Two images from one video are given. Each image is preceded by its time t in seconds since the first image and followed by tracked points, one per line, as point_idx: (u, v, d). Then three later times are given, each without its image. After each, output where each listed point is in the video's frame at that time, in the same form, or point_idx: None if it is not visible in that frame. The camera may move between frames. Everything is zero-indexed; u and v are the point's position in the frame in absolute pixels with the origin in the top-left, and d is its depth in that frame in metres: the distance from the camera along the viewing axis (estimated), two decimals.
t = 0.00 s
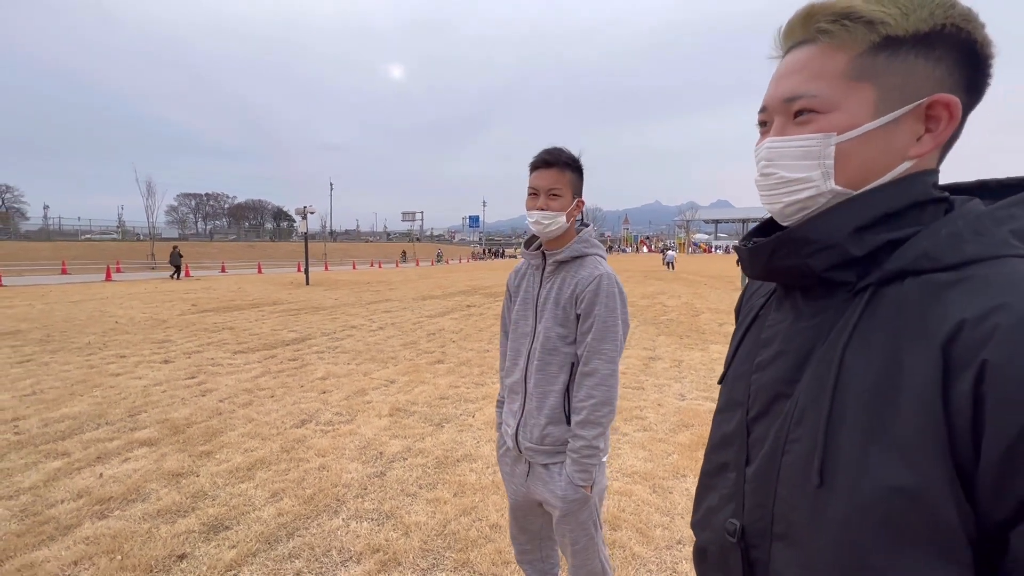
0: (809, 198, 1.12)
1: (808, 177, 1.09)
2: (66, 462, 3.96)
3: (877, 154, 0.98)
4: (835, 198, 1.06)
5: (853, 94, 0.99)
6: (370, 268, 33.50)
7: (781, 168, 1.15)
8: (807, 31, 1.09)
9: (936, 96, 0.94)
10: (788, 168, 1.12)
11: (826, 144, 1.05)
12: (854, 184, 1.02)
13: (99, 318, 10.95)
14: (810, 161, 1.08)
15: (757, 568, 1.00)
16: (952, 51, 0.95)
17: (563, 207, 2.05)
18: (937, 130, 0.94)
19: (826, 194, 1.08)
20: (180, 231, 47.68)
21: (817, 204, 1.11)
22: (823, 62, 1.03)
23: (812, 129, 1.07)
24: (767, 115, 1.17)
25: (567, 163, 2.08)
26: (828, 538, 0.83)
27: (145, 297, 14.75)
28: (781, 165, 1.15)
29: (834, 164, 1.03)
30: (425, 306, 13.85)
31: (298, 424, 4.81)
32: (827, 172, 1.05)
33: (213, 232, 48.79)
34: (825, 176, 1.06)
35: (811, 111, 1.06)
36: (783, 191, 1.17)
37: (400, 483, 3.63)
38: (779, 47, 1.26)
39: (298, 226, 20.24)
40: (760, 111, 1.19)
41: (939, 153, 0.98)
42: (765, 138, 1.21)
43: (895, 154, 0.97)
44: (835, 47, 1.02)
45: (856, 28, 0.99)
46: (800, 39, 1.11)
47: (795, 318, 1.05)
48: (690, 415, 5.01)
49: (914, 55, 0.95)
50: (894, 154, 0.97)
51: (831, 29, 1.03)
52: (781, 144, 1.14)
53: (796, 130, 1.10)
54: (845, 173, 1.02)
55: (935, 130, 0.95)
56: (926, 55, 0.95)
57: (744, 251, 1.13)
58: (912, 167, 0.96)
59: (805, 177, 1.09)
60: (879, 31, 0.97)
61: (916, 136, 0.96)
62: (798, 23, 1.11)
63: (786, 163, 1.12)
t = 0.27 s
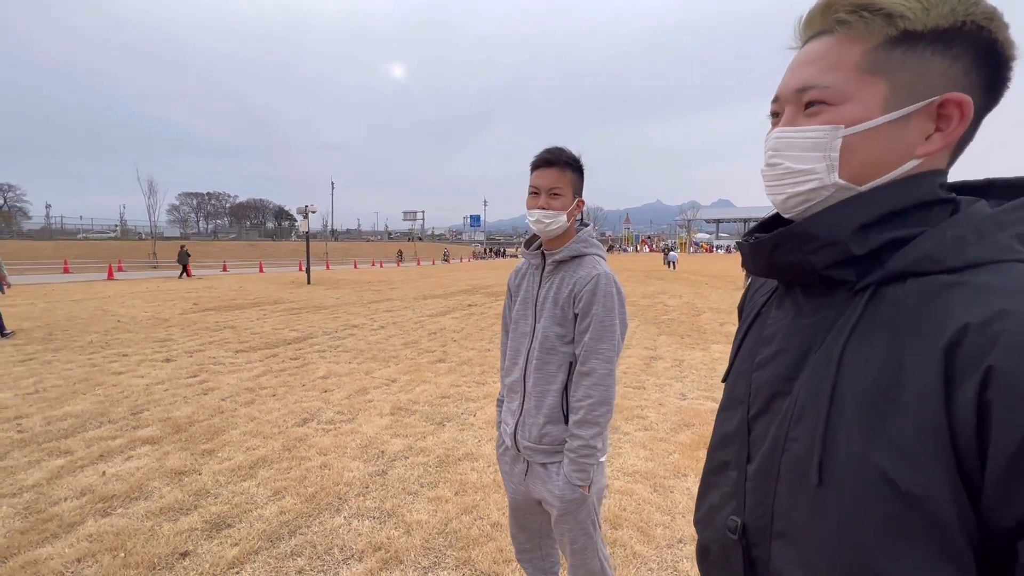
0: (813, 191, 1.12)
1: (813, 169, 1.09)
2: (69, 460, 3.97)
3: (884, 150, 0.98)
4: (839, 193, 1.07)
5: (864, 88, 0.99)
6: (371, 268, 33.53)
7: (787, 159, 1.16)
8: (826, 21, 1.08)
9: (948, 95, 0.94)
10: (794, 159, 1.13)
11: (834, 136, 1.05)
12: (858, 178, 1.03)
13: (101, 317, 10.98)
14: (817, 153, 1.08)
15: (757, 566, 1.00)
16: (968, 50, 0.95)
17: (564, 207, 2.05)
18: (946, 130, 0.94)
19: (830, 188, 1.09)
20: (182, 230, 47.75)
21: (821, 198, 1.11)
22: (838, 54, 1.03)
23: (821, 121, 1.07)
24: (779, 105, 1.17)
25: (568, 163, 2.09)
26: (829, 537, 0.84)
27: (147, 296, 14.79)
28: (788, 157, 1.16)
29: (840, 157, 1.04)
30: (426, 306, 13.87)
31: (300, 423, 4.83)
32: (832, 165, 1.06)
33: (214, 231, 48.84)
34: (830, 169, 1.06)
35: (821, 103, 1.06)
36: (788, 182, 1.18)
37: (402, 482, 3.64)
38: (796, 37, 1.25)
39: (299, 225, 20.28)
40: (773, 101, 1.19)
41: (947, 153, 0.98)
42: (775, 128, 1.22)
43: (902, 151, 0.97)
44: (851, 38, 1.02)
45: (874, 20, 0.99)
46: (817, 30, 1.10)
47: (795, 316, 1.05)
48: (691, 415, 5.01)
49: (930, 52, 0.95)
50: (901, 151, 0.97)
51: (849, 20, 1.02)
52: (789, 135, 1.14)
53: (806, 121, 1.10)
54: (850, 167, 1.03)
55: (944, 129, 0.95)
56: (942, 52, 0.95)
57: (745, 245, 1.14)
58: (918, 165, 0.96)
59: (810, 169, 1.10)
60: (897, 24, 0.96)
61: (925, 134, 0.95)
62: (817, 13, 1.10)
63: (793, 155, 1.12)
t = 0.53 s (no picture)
0: (815, 185, 1.12)
1: (818, 164, 1.09)
2: (70, 460, 3.98)
3: (891, 145, 0.98)
4: (843, 188, 1.07)
5: (874, 81, 0.99)
6: (371, 267, 33.53)
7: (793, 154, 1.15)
8: (839, 12, 1.07)
9: (961, 91, 0.93)
10: (799, 153, 1.13)
11: (839, 131, 1.05)
12: (864, 173, 1.02)
13: (101, 316, 10.98)
14: (823, 147, 1.08)
15: (755, 565, 1.00)
16: (983, 45, 0.94)
17: (559, 205, 2.05)
18: (956, 127, 0.94)
19: (834, 183, 1.09)
20: (182, 230, 47.75)
21: (825, 194, 1.11)
22: (850, 45, 1.02)
23: (828, 114, 1.07)
24: (787, 97, 1.17)
25: (566, 160, 2.08)
26: (828, 538, 0.83)
27: (147, 296, 14.78)
28: (793, 150, 1.16)
29: (845, 152, 1.04)
30: (426, 305, 13.87)
31: (300, 422, 4.83)
32: (837, 160, 1.05)
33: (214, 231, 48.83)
34: (834, 164, 1.06)
35: (829, 96, 1.05)
36: (792, 177, 1.17)
37: (402, 481, 3.64)
38: (808, 30, 1.25)
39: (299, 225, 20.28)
40: (782, 92, 1.19)
41: (956, 152, 0.97)
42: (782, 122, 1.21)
43: (910, 147, 0.97)
44: (863, 29, 1.01)
45: (887, 12, 0.99)
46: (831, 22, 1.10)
47: (793, 313, 1.04)
48: (691, 414, 5.02)
49: (945, 45, 0.95)
50: (908, 147, 0.97)
51: (863, 12, 1.02)
52: (795, 128, 1.14)
53: (813, 114, 1.10)
54: (856, 161, 1.02)
55: (955, 126, 0.94)
56: (957, 46, 0.94)
57: (744, 239, 1.12)
58: (927, 162, 0.96)
59: (814, 164, 1.10)
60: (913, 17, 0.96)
61: (934, 130, 0.95)
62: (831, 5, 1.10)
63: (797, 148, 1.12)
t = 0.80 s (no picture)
0: (812, 182, 1.11)
1: (813, 160, 1.08)
2: (69, 461, 3.97)
3: (886, 140, 0.97)
4: (838, 184, 1.06)
5: (868, 76, 0.98)
6: (370, 266, 33.50)
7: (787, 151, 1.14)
8: (831, 9, 1.07)
9: (956, 86, 0.91)
10: (794, 150, 1.12)
11: (834, 127, 1.05)
12: (859, 169, 1.02)
13: (100, 317, 10.96)
14: (817, 143, 1.08)
15: (754, 566, 1.00)
16: (978, 40, 0.93)
17: (554, 203, 2.04)
18: (951, 122, 0.93)
19: (829, 179, 1.08)
20: (181, 230, 47.67)
21: (821, 190, 1.10)
22: (844, 42, 1.02)
23: (823, 110, 1.06)
24: (782, 94, 1.16)
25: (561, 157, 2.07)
26: (829, 539, 0.83)
27: (146, 296, 14.75)
28: (789, 147, 1.15)
29: (839, 148, 1.03)
30: (425, 304, 13.86)
31: (300, 422, 4.83)
32: (832, 156, 1.05)
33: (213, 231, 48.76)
34: (829, 160, 1.05)
35: (823, 92, 1.05)
36: (787, 174, 1.16)
37: (402, 480, 3.64)
38: (803, 25, 1.24)
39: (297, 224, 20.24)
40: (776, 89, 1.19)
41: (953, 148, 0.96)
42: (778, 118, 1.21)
43: (906, 142, 0.96)
44: (857, 25, 1.01)
45: (881, 7, 0.98)
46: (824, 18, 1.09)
47: (793, 313, 1.04)
48: (691, 411, 5.02)
49: (940, 39, 0.94)
50: (904, 142, 0.96)
51: (855, 9, 1.01)
52: (790, 124, 1.13)
53: (808, 110, 1.09)
54: (851, 157, 1.02)
55: (952, 122, 0.93)
56: (953, 40, 0.94)
57: (745, 238, 1.12)
58: (924, 158, 0.95)
59: (809, 160, 1.09)
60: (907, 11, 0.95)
61: (930, 126, 0.94)
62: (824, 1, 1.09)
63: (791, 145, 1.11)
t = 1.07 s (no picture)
0: (818, 176, 1.11)
1: (819, 154, 1.08)
2: (67, 464, 3.95)
3: (893, 135, 0.97)
4: (844, 178, 1.06)
5: (874, 70, 0.98)
6: (368, 266, 33.45)
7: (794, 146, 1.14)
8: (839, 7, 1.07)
9: (964, 80, 0.91)
10: (800, 144, 1.12)
11: (839, 121, 1.04)
12: (865, 163, 1.01)
13: (97, 319, 10.92)
14: (823, 138, 1.07)
15: (756, 566, 1.00)
16: (988, 34, 0.92)
17: (553, 202, 2.03)
18: (960, 116, 0.92)
19: (836, 173, 1.08)
20: (177, 231, 47.52)
21: (827, 185, 1.10)
22: (850, 38, 1.02)
23: (829, 105, 1.06)
24: (790, 91, 1.16)
25: (560, 155, 2.06)
26: (834, 540, 0.83)
27: (143, 298, 14.70)
28: (795, 143, 1.15)
29: (845, 142, 1.03)
30: (424, 304, 13.84)
31: (300, 423, 4.81)
32: (837, 150, 1.05)
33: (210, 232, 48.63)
34: (835, 154, 1.05)
35: (829, 87, 1.05)
36: (794, 169, 1.16)
37: (403, 481, 3.63)
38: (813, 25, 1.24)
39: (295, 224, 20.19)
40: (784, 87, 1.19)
41: (962, 143, 0.95)
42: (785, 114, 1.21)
43: (914, 137, 0.95)
44: (863, 21, 1.01)
45: (887, 2, 0.97)
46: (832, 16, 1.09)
47: (802, 311, 1.03)
48: (691, 409, 5.02)
49: (948, 34, 0.93)
50: (912, 136, 0.95)
51: (861, 4, 1.01)
52: (796, 120, 1.13)
53: (814, 106, 1.09)
54: (857, 151, 1.01)
55: (960, 116, 0.92)
56: (961, 34, 0.92)
57: (755, 235, 1.11)
58: (930, 153, 0.95)
59: (815, 154, 1.09)
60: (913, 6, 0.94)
61: (938, 120, 0.93)
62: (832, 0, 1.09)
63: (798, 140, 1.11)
